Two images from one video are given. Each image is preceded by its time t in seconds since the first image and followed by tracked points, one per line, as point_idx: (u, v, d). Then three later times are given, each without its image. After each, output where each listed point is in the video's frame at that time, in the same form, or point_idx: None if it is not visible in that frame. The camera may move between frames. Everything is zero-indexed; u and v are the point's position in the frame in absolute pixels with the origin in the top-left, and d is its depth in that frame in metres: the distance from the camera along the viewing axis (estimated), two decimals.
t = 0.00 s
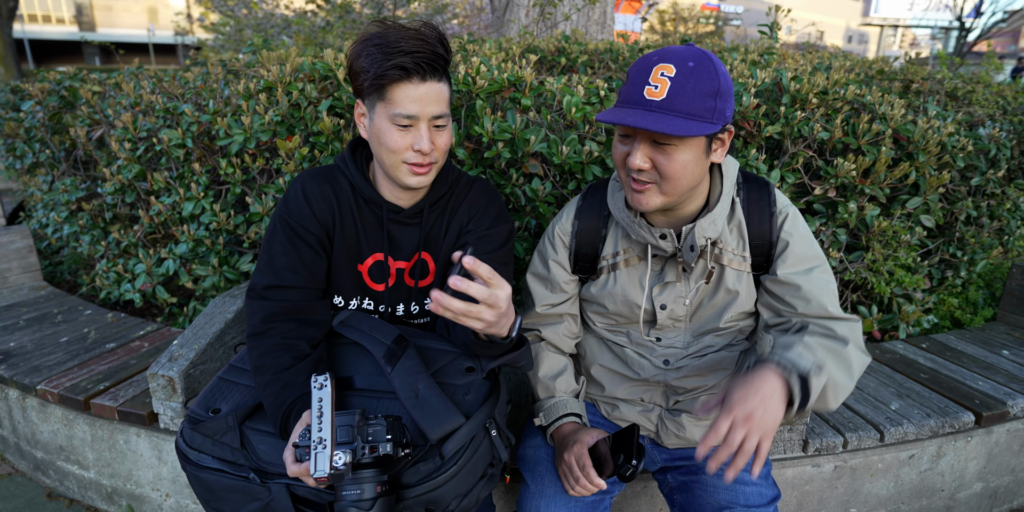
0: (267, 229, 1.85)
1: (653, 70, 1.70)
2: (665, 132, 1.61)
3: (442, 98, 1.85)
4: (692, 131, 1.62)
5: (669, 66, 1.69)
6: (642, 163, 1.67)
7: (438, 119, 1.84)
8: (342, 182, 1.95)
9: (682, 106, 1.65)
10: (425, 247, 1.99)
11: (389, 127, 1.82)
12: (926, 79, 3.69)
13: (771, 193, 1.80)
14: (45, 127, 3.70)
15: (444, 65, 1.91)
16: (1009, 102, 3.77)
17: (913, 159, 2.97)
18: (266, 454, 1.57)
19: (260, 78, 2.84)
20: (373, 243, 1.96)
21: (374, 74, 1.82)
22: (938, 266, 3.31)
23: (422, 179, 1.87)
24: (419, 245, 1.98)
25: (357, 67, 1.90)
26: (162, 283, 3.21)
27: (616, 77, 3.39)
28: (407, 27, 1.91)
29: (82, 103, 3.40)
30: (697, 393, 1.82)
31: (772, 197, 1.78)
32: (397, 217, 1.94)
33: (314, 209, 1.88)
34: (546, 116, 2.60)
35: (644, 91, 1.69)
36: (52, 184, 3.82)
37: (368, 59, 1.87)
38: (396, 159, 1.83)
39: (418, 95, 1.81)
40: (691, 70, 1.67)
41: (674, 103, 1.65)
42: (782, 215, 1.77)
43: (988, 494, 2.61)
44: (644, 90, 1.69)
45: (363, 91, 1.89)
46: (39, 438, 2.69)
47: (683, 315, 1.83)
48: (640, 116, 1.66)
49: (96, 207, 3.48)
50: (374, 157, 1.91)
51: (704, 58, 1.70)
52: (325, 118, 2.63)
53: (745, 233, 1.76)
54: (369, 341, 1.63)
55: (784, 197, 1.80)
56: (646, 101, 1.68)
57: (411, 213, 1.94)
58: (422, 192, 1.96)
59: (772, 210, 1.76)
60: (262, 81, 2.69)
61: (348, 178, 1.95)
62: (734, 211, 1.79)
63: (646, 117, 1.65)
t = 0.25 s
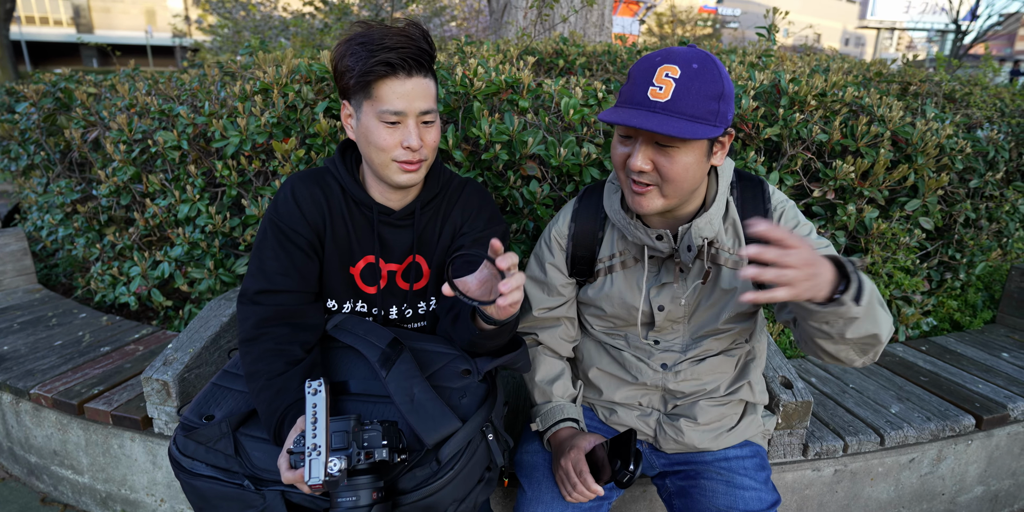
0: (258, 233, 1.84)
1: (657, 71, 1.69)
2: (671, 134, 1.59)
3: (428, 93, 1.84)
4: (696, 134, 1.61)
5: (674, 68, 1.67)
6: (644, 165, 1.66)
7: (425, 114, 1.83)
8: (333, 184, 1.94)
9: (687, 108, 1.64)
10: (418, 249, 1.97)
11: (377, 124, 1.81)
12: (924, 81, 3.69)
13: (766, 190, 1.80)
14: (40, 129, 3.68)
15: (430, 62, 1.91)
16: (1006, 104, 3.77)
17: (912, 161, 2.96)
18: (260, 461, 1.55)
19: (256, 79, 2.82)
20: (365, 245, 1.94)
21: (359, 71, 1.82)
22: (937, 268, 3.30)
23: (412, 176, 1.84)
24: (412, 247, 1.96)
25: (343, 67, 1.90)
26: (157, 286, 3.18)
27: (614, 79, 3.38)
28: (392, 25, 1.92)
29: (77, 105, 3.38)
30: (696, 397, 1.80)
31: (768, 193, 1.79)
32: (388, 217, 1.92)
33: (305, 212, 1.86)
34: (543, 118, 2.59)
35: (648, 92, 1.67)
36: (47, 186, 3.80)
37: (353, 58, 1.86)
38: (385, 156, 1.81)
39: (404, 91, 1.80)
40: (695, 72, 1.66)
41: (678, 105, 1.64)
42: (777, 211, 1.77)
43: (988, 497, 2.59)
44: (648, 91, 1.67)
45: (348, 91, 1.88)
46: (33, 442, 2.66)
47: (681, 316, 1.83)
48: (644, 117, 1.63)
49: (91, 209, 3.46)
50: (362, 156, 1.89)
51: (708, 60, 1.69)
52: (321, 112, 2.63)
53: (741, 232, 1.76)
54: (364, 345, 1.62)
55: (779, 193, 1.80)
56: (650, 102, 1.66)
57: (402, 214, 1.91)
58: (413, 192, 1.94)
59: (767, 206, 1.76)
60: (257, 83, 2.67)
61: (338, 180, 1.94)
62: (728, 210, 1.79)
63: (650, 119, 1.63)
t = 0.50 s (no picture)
0: (249, 237, 1.81)
1: (664, 77, 1.66)
2: (678, 142, 1.57)
3: (416, 89, 1.82)
4: (704, 142, 1.58)
5: (681, 73, 1.64)
6: (649, 172, 1.63)
7: (414, 110, 1.81)
8: (324, 187, 1.91)
9: (693, 115, 1.61)
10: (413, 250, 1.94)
11: (366, 123, 1.78)
12: (925, 82, 3.67)
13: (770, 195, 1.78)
14: (35, 131, 3.65)
15: (417, 58, 1.89)
16: (1008, 105, 3.75)
17: (914, 162, 2.93)
18: (255, 469, 1.53)
19: (253, 81, 2.79)
20: (358, 248, 1.91)
21: (345, 69, 1.79)
22: (939, 270, 3.28)
23: (403, 175, 1.82)
24: (406, 249, 1.93)
25: (329, 66, 1.87)
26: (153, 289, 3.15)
27: (614, 80, 3.36)
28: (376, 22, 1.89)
29: (73, 107, 3.35)
30: (698, 400, 1.77)
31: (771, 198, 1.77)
32: (381, 218, 1.89)
33: (296, 215, 1.84)
34: (543, 119, 2.56)
35: (655, 98, 1.64)
36: (43, 189, 3.77)
37: (338, 56, 1.84)
38: (376, 156, 1.78)
39: (392, 88, 1.78)
40: (703, 78, 1.64)
41: (685, 112, 1.61)
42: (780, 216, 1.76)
43: (992, 501, 2.57)
44: (655, 97, 1.64)
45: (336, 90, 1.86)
46: (27, 448, 2.63)
47: (683, 320, 1.79)
48: (650, 124, 1.61)
49: (87, 212, 3.43)
50: (352, 156, 1.86)
51: (716, 65, 1.66)
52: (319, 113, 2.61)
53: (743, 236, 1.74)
54: (360, 350, 1.59)
55: (782, 198, 1.78)
56: (657, 108, 1.63)
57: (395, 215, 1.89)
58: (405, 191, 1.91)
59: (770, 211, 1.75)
60: (254, 84, 2.65)
61: (329, 182, 1.91)
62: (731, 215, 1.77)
63: (656, 126, 1.60)
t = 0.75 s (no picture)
0: (245, 242, 1.80)
1: (672, 75, 1.64)
2: (688, 140, 1.55)
3: (408, 89, 1.80)
4: (713, 140, 1.56)
5: (689, 72, 1.63)
6: (656, 172, 1.61)
7: (407, 111, 1.79)
8: (320, 190, 1.89)
9: (702, 113, 1.59)
10: (410, 252, 1.92)
11: (359, 124, 1.76)
12: (927, 86, 3.66)
13: (775, 199, 1.75)
14: (33, 132, 3.63)
15: (408, 57, 1.87)
16: (1010, 109, 3.74)
17: (916, 167, 2.92)
18: (252, 476, 1.51)
19: (252, 82, 2.78)
20: (355, 251, 1.90)
21: (337, 70, 1.77)
22: (941, 275, 3.26)
23: (398, 176, 1.80)
24: (403, 251, 1.91)
25: (320, 68, 1.85)
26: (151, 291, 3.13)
27: (615, 83, 3.35)
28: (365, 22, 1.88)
29: (71, 108, 3.34)
30: (701, 407, 1.75)
31: (776, 203, 1.74)
32: (376, 220, 1.87)
33: (292, 219, 1.83)
34: (544, 122, 2.55)
35: (663, 96, 1.62)
36: (41, 189, 3.75)
37: (329, 57, 1.82)
38: (369, 158, 1.76)
39: (384, 88, 1.76)
40: (711, 77, 1.62)
41: (694, 110, 1.59)
42: (785, 222, 1.73)
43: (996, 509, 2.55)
44: (663, 95, 1.62)
45: (328, 92, 1.84)
46: (22, 451, 2.60)
47: (687, 325, 1.78)
48: (660, 121, 1.59)
49: (85, 213, 3.41)
50: (346, 159, 1.84)
51: (722, 65, 1.65)
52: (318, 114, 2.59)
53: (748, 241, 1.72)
54: (358, 355, 1.56)
55: (788, 203, 1.76)
56: (665, 106, 1.61)
57: (391, 217, 1.87)
58: (400, 192, 1.89)
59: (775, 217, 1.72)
60: (253, 85, 2.63)
61: (324, 185, 1.89)
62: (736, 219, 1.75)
63: (666, 124, 1.58)
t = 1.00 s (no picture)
0: (243, 244, 1.79)
1: (682, 75, 1.63)
2: (699, 138, 1.54)
3: (405, 87, 1.79)
4: (724, 140, 1.55)
5: (699, 71, 1.61)
6: (665, 172, 1.60)
7: (404, 108, 1.78)
8: (318, 191, 1.88)
9: (713, 113, 1.57)
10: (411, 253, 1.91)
11: (356, 122, 1.75)
12: (930, 90, 3.65)
13: (779, 204, 1.74)
14: (33, 131, 3.62)
15: (404, 55, 1.86)
16: (1013, 114, 3.73)
17: (919, 171, 2.91)
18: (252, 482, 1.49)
19: (253, 82, 2.76)
20: (354, 252, 1.88)
21: (333, 69, 1.76)
22: (944, 279, 3.25)
23: (397, 174, 1.79)
24: (403, 252, 1.89)
25: (316, 67, 1.83)
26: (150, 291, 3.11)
27: (617, 85, 3.34)
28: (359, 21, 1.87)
29: (71, 107, 3.32)
30: (705, 413, 1.74)
31: (781, 208, 1.73)
32: (376, 221, 1.86)
33: (290, 221, 1.82)
34: (546, 124, 2.53)
35: (674, 95, 1.60)
36: (40, 189, 3.73)
37: (324, 56, 1.81)
38: (368, 156, 1.75)
39: (380, 86, 1.75)
40: (721, 77, 1.61)
41: (705, 110, 1.57)
42: (789, 227, 1.72)
43: None
44: (673, 94, 1.60)
45: (324, 92, 1.83)
46: (19, 452, 2.58)
47: (690, 329, 1.77)
48: (671, 120, 1.57)
49: (84, 213, 3.39)
50: (344, 159, 1.83)
51: (732, 65, 1.64)
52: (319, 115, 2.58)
53: (753, 246, 1.71)
54: (358, 359, 1.55)
55: (793, 208, 1.75)
56: (676, 105, 1.59)
57: (391, 217, 1.86)
58: (399, 191, 1.88)
59: (779, 222, 1.71)
60: (254, 86, 2.62)
61: (322, 187, 1.88)
62: (740, 223, 1.74)
63: (678, 122, 1.56)
